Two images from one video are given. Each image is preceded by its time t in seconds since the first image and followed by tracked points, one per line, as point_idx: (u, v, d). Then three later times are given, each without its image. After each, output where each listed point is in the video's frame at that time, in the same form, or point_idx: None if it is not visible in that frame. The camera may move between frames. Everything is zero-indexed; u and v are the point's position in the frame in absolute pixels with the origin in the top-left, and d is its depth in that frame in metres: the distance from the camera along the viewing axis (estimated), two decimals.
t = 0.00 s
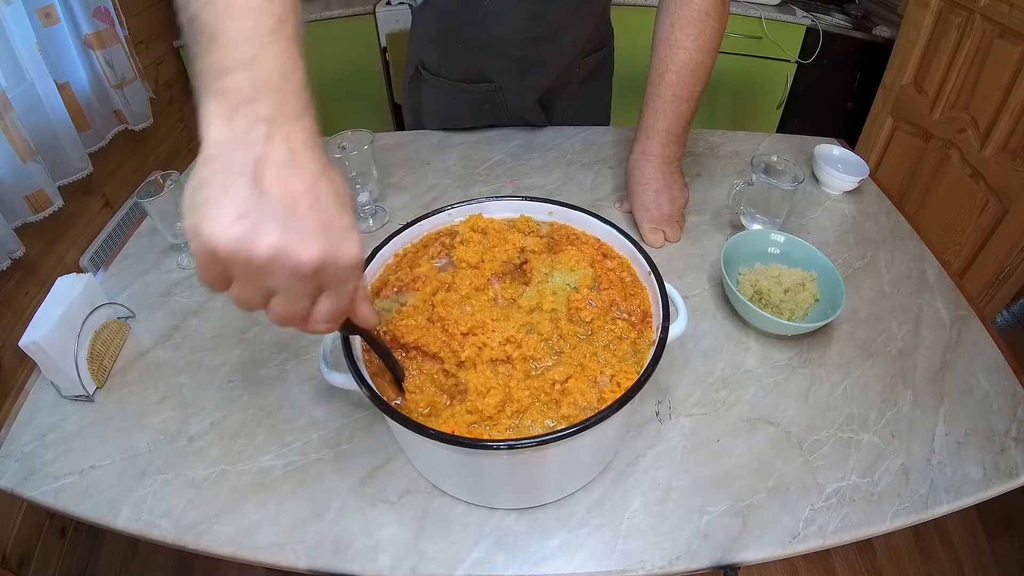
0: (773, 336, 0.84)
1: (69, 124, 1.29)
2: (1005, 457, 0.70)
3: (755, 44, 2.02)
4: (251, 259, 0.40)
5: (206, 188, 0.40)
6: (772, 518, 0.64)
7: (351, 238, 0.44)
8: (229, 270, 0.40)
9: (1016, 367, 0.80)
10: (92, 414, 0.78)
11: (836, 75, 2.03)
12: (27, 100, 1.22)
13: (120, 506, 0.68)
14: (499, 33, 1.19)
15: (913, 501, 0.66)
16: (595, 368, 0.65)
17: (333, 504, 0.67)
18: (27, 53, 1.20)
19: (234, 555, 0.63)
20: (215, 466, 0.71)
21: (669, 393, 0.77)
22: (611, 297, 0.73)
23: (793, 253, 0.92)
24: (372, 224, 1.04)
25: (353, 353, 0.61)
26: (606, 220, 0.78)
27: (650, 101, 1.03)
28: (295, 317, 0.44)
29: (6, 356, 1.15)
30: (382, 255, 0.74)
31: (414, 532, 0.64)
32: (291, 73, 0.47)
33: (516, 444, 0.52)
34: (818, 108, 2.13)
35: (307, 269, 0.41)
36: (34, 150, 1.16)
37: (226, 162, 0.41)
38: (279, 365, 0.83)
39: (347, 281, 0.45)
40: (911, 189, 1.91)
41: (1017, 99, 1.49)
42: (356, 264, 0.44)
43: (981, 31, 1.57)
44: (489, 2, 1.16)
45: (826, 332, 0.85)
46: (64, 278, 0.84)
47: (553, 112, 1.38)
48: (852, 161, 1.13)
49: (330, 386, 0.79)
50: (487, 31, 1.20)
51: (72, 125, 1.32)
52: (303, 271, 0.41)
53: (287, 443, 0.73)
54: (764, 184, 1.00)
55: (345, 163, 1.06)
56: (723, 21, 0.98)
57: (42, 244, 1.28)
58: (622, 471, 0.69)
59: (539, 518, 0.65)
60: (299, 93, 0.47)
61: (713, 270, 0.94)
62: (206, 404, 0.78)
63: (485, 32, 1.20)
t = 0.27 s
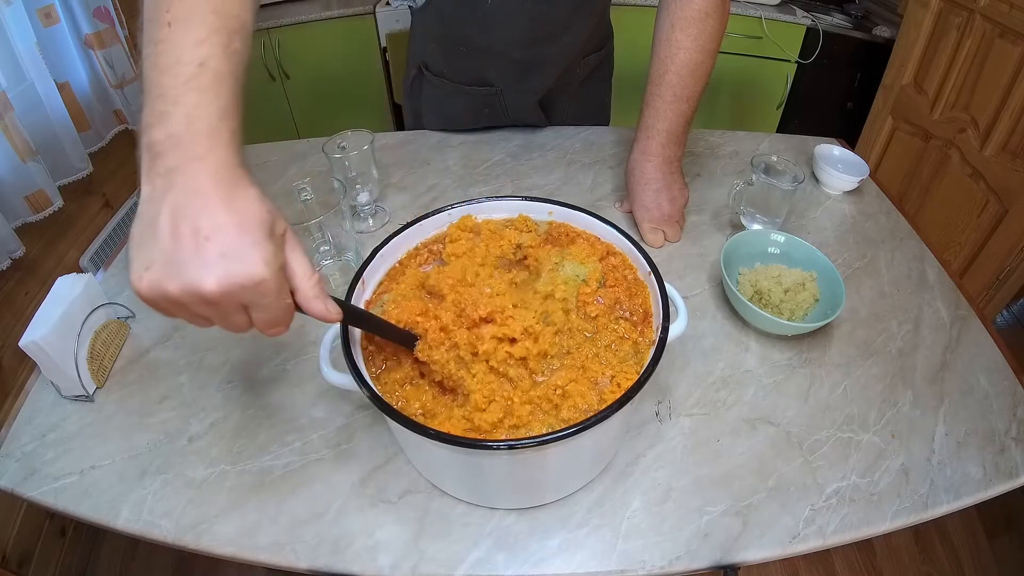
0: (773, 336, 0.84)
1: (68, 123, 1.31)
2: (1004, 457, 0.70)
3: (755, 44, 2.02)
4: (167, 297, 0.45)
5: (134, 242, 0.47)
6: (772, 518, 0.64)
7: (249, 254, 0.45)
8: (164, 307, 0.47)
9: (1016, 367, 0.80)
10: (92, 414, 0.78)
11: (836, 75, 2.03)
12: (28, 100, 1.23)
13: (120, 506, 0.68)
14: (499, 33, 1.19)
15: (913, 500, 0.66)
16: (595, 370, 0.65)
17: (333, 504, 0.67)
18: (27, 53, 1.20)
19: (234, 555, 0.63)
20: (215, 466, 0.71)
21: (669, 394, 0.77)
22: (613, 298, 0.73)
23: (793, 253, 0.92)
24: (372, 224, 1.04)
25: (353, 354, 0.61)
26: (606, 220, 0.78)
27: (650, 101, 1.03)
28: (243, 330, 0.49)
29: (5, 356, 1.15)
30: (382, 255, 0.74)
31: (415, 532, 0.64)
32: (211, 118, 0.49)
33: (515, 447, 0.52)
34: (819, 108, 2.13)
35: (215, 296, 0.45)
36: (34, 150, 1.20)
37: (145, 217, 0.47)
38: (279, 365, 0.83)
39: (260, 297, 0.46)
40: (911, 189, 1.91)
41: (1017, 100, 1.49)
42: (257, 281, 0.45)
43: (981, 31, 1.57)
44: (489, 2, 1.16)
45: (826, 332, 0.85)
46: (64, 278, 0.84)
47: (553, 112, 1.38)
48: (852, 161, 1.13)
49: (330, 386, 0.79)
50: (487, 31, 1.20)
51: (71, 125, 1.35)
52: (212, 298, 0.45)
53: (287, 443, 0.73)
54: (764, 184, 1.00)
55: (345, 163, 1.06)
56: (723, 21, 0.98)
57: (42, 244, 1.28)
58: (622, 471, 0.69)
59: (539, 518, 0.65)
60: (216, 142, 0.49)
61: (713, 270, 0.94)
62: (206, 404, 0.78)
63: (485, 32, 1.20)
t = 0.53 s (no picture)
0: (773, 336, 0.84)
1: (68, 124, 1.29)
2: (1004, 457, 0.70)
3: (755, 44, 2.02)
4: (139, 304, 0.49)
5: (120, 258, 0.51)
6: (772, 518, 0.64)
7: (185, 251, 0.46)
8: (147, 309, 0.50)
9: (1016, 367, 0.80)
10: (92, 414, 0.78)
11: (836, 75, 2.03)
12: (28, 100, 1.22)
13: (120, 506, 0.68)
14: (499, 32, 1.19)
15: (913, 500, 0.66)
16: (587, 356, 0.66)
17: (334, 504, 0.67)
18: (27, 53, 1.20)
19: (234, 555, 0.63)
20: (215, 466, 0.71)
21: (669, 394, 0.77)
22: (607, 287, 0.73)
23: (793, 253, 0.92)
24: (372, 224, 1.04)
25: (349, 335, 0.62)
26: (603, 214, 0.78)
27: (650, 101, 1.04)
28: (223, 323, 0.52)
29: (6, 357, 1.15)
30: (390, 235, 0.78)
31: (415, 533, 0.64)
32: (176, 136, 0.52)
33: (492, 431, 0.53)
34: (819, 108, 2.13)
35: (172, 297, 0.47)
36: (34, 150, 1.16)
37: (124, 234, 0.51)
38: (279, 365, 0.83)
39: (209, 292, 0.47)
40: (911, 190, 1.91)
41: (1017, 99, 1.49)
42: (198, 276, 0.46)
43: (981, 31, 1.57)
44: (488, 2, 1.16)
45: (826, 332, 0.85)
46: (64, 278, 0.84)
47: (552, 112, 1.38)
48: (852, 161, 1.13)
49: (330, 386, 0.79)
50: (486, 31, 1.20)
51: (72, 125, 1.32)
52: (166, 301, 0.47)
53: (287, 443, 0.73)
54: (764, 184, 1.00)
55: (344, 163, 1.06)
56: (722, 21, 0.98)
57: (42, 244, 1.28)
58: (622, 471, 0.69)
59: (539, 518, 0.65)
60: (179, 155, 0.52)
61: (713, 270, 0.94)
62: (206, 404, 0.78)
63: (484, 32, 1.20)
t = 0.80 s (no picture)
0: (773, 336, 0.84)
1: (68, 124, 1.29)
2: (1004, 457, 0.70)
3: (754, 44, 2.02)
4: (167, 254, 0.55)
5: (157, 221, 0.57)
6: (771, 518, 0.64)
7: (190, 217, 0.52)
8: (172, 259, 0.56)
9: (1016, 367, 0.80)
10: (91, 414, 0.78)
11: (836, 75, 2.03)
12: (28, 100, 1.22)
13: (120, 506, 0.68)
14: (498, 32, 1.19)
15: (913, 500, 0.66)
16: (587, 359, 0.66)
17: (334, 504, 0.67)
18: (26, 53, 1.20)
19: (234, 555, 0.63)
20: (215, 466, 0.71)
21: (669, 394, 0.77)
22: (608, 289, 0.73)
23: (793, 253, 0.91)
24: (372, 224, 1.04)
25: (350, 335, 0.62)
26: (601, 212, 0.78)
27: (650, 101, 1.04)
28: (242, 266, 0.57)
29: (6, 356, 1.15)
30: (390, 235, 0.78)
31: (415, 533, 0.64)
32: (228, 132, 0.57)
33: (491, 432, 0.53)
34: (819, 108, 2.13)
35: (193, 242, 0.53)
36: (34, 150, 1.16)
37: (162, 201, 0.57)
38: (279, 365, 0.83)
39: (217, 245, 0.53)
40: (911, 190, 1.91)
41: (1017, 99, 1.48)
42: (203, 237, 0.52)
43: (981, 30, 1.57)
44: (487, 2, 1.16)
45: (826, 332, 0.85)
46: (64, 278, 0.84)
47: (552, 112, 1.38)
48: (852, 161, 1.13)
49: (330, 386, 0.79)
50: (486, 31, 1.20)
51: (72, 125, 1.32)
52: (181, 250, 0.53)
53: (287, 443, 0.73)
54: (764, 184, 1.00)
55: (344, 163, 1.06)
56: (722, 21, 0.98)
57: (42, 244, 1.28)
58: (622, 471, 0.69)
59: (539, 518, 0.65)
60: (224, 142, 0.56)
61: (713, 271, 0.94)
62: (206, 404, 0.78)
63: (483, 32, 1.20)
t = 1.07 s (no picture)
0: (773, 336, 0.84)
1: (68, 124, 1.29)
2: (1004, 457, 0.70)
3: (754, 44, 2.02)
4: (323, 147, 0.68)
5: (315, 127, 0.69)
6: (771, 518, 0.64)
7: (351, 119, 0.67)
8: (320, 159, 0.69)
9: (1016, 367, 0.80)
10: (91, 414, 0.78)
11: (836, 75, 2.03)
12: (28, 100, 1.22)
13: (120, 506, 0.68)
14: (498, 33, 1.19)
15: (913, 500, 0.66)
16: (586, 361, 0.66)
17: (334, 504, 0.67)
18: (26, 52, 1.20)
19: (234, 555, 0.63)
20: (215, 466, 0.71)
21: (669, 394, 0.77)
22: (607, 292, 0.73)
23: (794, 253, 0.91)
24: (372, 224, 1.04)
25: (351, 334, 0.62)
26: (600, 212, 0.78)
27: (650, 101, 1.04)
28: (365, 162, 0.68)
29: (6, 356, 1.15)
30: (390, 235, 0.78)
31: (415, 533, 0.64)
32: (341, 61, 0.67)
33: (491, 432, 0.53)
34: (819, 108, 2.13)
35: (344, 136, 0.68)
36: (34, 150, 1.16)
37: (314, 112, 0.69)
38: (279, 365, 0.83)
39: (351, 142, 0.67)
40: (911, 190, 1.91)
41: (1017, 99, 1.48)
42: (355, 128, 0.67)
43: (981, 30, 1.57)
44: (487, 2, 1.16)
45: (826, 332, 0.85)
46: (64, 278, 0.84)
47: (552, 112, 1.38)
48: (852, 160, 1.13)
49: (330, 386, 0.79)
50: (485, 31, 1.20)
51: (72, 125, 1.32)
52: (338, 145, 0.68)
53: (287, 443, 0.73)
54: (764, 184, 1.00)
55: (344, 163, 1.06)
56: (723, 21, 0.98)
57: (41, 244, 1.28)
58: (622, 471, 0.69)
59: (539, 518, 0.65)
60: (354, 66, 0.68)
61: (713, 271, 0.94)
62: (206, 403, 0.78)
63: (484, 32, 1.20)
